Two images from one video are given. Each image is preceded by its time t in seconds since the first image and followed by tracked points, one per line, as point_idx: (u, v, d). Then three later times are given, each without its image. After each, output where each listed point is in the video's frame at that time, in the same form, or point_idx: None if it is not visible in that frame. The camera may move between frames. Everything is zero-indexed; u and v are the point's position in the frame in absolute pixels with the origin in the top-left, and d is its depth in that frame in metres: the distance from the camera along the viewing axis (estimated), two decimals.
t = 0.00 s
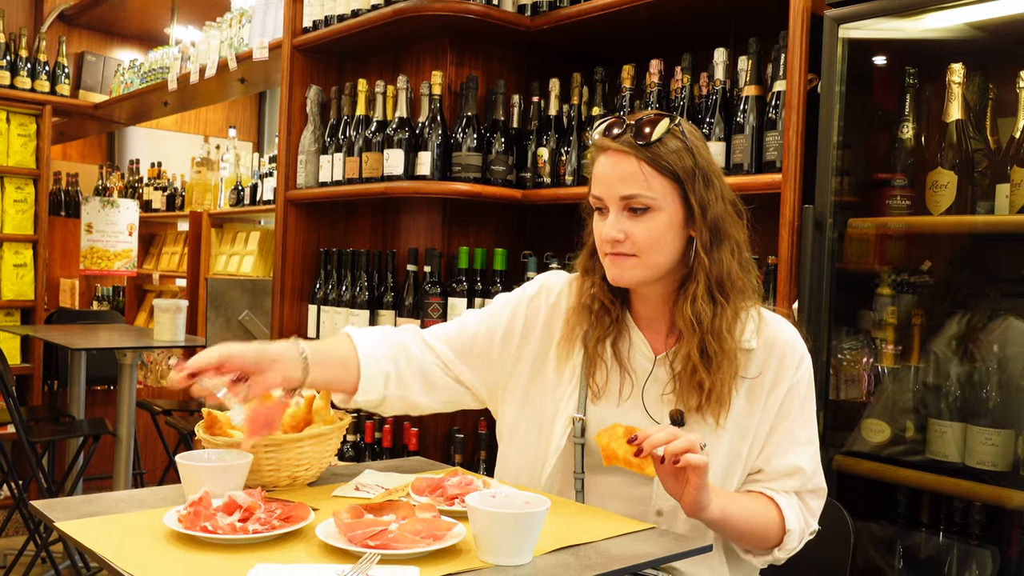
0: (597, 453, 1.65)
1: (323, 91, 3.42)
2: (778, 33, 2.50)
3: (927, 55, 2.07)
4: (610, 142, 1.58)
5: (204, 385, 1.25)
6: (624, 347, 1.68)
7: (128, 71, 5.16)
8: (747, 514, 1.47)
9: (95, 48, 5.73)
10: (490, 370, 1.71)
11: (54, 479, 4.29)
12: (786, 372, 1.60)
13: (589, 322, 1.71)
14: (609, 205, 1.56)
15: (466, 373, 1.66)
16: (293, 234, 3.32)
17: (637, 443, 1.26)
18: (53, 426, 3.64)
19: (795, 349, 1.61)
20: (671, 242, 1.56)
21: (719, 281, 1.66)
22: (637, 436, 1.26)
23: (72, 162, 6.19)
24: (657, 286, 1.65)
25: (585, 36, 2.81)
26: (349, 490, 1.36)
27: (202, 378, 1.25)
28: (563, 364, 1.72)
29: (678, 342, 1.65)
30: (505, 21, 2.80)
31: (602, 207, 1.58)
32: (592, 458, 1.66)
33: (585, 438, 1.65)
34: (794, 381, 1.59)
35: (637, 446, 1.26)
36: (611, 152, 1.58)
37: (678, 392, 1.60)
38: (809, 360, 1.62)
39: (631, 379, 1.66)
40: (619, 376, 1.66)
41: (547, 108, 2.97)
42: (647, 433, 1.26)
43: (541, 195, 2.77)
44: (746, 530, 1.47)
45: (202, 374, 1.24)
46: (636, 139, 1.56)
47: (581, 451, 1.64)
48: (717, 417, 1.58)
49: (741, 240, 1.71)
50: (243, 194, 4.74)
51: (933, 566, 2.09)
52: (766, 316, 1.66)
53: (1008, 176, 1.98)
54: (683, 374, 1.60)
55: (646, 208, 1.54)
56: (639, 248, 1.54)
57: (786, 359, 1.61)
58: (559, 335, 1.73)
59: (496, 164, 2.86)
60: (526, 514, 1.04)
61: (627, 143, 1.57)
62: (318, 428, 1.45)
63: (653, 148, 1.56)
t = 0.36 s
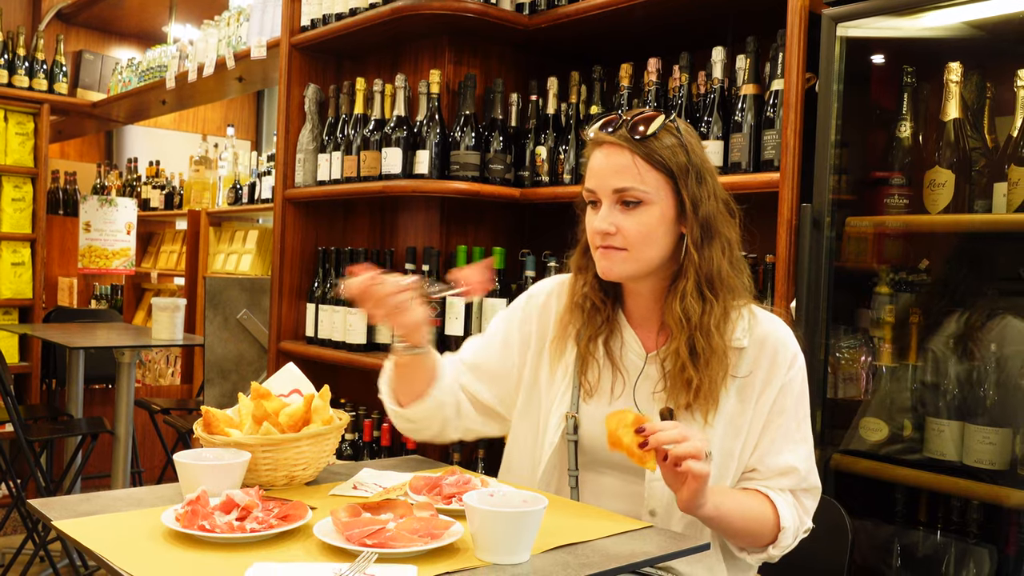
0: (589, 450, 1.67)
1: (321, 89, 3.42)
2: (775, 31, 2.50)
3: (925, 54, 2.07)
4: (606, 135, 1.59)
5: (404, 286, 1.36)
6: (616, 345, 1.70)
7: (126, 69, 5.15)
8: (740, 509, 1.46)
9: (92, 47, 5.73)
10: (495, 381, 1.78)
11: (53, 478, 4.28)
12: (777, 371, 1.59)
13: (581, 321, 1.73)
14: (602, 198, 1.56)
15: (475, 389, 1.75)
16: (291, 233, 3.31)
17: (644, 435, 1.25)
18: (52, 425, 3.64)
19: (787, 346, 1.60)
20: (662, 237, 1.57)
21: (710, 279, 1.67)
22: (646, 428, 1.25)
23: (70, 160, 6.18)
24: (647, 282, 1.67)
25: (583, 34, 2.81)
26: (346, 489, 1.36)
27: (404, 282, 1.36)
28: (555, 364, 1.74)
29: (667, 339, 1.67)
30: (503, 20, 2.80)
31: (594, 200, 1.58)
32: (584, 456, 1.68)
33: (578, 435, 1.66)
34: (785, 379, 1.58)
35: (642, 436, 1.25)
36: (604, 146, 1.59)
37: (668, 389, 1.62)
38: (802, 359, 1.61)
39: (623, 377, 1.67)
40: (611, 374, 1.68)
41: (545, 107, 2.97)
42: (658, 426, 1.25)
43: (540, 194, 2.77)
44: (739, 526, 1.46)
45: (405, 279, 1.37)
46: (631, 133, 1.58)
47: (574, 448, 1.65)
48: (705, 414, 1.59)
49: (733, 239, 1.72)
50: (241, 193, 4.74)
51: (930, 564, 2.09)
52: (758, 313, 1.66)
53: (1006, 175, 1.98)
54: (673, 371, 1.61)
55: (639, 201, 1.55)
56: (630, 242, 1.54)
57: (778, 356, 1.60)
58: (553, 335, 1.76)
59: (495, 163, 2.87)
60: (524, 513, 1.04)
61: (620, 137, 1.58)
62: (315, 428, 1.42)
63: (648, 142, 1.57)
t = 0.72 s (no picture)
0: (583, 451, 1.66)
1: (321, 88, 3.42)
2: (775, 31, 2.50)
3: (924, 53, 2.07)
4: (597, 131, 1.59)
5: (516, 276, 1.43)
6: (603, 347, 1.70)
7: (125, 68, 5.14)
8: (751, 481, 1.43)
9: (92, 46, 5.72)
10: (489, 392, 1.77)
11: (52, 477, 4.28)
12: (764, 357, 1.61)
13: (567, 325, 1.73)
14: (596, 194, 1.55)
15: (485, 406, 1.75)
16: (290, 232, 3.31)
17: (701, 415, 1.25)
18: (51, 424, 3.63)
19: (770, 333, 1.63)
20: (655, 233, 1.57)
21: (696, 276, 1.68)
22: (709, 412, 1.24)
23: (69, 159, 6.17)
24: (634, 280, 1.67)
25: (583, 33, 2.80)
26: (346, 488, 1.36)
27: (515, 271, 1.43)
28: (542, 366, 1.74)
29: (655, 335, 1.67)
30: (503, 19, 2.80)
31: (586, 198, 1.57)
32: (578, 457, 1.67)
33: (573, 437, 1.66)
34: (773, 365, 1.60)
35: (699, 411, 1.25)
36: (593, 143, 1.59)
37: (656, 386, 1.62)
38: (786, 346, 1.63)
39: (611, 379, 1.67)
40: (599, 376, 1.68)
41: (545, 106, 2.97)
42: (719, 418, 1.25)
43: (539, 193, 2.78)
44: (744, 500, 1.44)
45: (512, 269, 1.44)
46: (621, 130, 1.58)
47: (569, 450, 1.65)
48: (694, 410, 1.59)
49: (718, 237, 1.75)
50: (241, 192, 4.74)
51: (930, 564, 2.09)
52: (740, 303, 1.69)
53: (1006, 175, 1.98)
54: (662, 367, 1.62)
55: (633, 197, 1.55)
56: (624, 239, 1.54)
57: (763, 343, 1.62)
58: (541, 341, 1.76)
59: (494, 162, 2.87)
60: (524, 512, 1.04)
61: (611, 133, 1.58)
62: (314, 428, 1.41)
63: (639, 139, 1.58)
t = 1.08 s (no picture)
0: (579, 451, 1.66)
1: (321, 88, 3.42)
2: (775, 30, 2.50)
3: (925, 53, 2.07)
4: (587, 137, 1.59)
5: (518, 286, 1.51)
6: (595, 349, 1.71)
7: (125, 69, 5.14)
8: (752, 471, 1.44)
9: (92, 46, 5.72)
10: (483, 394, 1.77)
11: (53, 477, 4.29)
12: (758, 353, 1.61)
13: (559, 328, 1.73)
14: (589, 201, 1.55)
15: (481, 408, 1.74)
16: (291, 232, 3.31)
17: (711, 402, 1.26)
18: (52, 424, 3.63)
19: (763, 328, 1.63)
20: (649, 237, 1.57)
21: (686, 276, 1.70)
22: (719, 399, 1.26)
23: (69, 160, 6.17)
24: (626, 283, 1.68)
25: (583, 34, 2.80)
26: (347, 489, 1.36)
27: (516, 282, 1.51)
28: (535, 369, 1.74)
29: (647, 336, 1.68)
30: (503, 19, 2.80)
31: (579, 205, 1.56)
32: (574, 457, 1.67)
33: (567, 436, 1.65)
34: (767, 361, 1.60)
35: (709, 397, 1.26)
36: (581, 149, 1.59)
37: (649, 385, 1.62)
38: (779, 341, 1.63)
39: (605, 380, 1.67)
40: (593, 378, 1.68)
41: (545, 106, 2.97)
42: (730, 404, 1.27)
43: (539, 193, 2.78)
44: (745, 492, 1.45)
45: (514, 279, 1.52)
46: (612, 134, 1.60)
47: (563, 450, 1.64)
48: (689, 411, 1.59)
49: (708, 238, 1.76)
50: (241, 192, 4.74)
51: (931, 564, 2.09)
52: (732, 299, 1.70)
53: (1007, 174, 1.98)
54: (654, 368, 1.62)
55: (627, 203, 1.55)
56: (619, 244, 1.54)
57: (757, 338, 1.62)
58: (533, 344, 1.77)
59: (494, 162, 2.86)
60: (525, 513, 1.04)
61: (601, 139, 1.59)
62: (314, 428, 1.41)
63: (628, 144, 1.59)
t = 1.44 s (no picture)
0: (578, 451, 1.66)
1: (322, 88, 3.42)
2: (777, 30, 2.50)
3: (927, 53, 2.07)
4: (583, 141, 1.58)
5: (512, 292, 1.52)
6: (594, 351, 1.70)
7: (126, 68, 5.14)
8: (752, 469, 1.43)
9: (93, 46, 5.72)
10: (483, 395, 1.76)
11: (53, 477, 4.29)
12: (758, 352, 1.61)
13: (557, 331, 1.73)
14: (588, 206, 1.55)
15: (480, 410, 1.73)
16: (292, 232, 3.31)
17: (710, 397, 1.26)
18: (53, 424, 3.63)
19: (763, 327, 1.63)
20: (648, 240, 1.57)
21: (685, 276, 1.70)
22: (718, 395, 1.26)
23: (70, 160, 6.17)
24: (624, 284, 1.68)
25: (584, 33, 2.80)
26: (347, 489, 1.36)
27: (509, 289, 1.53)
28: (534, 370, 1.74)
29: (646, 338, 1.68)
30: (504, 19, 2.79)
31: (577, 209, 1.56)
32: (573, 457, 1.67)
33: (566, 436, 1.65)
34: (767, 360, 1.60)
35: (708, 393, 1.26)
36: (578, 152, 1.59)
37: (648, 386, 1.62)
38: (779, 340, 1.63)
39: (604, 383, 1.67)
40: (592, 380, 1.67)
41: (546, 106, 2.97)
42: (729, 400, 1.26)
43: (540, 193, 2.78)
44: (745, 491, 1.45)
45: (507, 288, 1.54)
46: (607, 138, 1.58)
47: (563, 450, 1.63)
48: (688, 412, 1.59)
49: (707, 238, 1.76)
50: (242, 192, 4.74)
51: (931, 564, 2.09)
52: (732, 299, 1.70)
53: (1008, 174, 1.98)
54: (652, 369, 1.62)
55: (626, 208, 1.55)
56: (619, 249, 1.54)
57: (756, 337, 1.62)
58: (531, 346, 1.77)
59: (495, 162, 2.86)
60: (525, 512, 1.04)
61: (598, 143, 1.58)
62: (315, 428, 1.41)
63: (626, 147, 1.58)
